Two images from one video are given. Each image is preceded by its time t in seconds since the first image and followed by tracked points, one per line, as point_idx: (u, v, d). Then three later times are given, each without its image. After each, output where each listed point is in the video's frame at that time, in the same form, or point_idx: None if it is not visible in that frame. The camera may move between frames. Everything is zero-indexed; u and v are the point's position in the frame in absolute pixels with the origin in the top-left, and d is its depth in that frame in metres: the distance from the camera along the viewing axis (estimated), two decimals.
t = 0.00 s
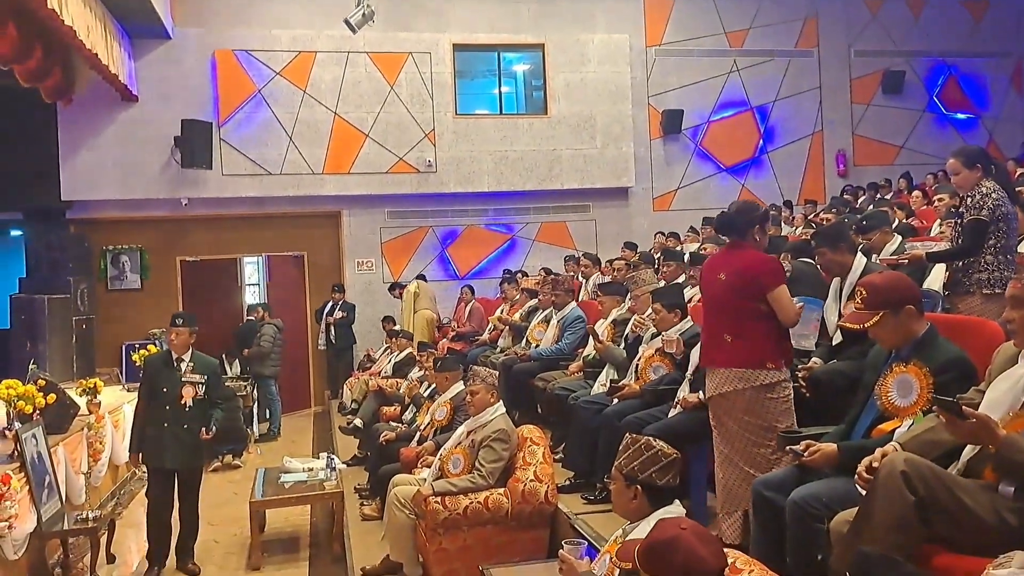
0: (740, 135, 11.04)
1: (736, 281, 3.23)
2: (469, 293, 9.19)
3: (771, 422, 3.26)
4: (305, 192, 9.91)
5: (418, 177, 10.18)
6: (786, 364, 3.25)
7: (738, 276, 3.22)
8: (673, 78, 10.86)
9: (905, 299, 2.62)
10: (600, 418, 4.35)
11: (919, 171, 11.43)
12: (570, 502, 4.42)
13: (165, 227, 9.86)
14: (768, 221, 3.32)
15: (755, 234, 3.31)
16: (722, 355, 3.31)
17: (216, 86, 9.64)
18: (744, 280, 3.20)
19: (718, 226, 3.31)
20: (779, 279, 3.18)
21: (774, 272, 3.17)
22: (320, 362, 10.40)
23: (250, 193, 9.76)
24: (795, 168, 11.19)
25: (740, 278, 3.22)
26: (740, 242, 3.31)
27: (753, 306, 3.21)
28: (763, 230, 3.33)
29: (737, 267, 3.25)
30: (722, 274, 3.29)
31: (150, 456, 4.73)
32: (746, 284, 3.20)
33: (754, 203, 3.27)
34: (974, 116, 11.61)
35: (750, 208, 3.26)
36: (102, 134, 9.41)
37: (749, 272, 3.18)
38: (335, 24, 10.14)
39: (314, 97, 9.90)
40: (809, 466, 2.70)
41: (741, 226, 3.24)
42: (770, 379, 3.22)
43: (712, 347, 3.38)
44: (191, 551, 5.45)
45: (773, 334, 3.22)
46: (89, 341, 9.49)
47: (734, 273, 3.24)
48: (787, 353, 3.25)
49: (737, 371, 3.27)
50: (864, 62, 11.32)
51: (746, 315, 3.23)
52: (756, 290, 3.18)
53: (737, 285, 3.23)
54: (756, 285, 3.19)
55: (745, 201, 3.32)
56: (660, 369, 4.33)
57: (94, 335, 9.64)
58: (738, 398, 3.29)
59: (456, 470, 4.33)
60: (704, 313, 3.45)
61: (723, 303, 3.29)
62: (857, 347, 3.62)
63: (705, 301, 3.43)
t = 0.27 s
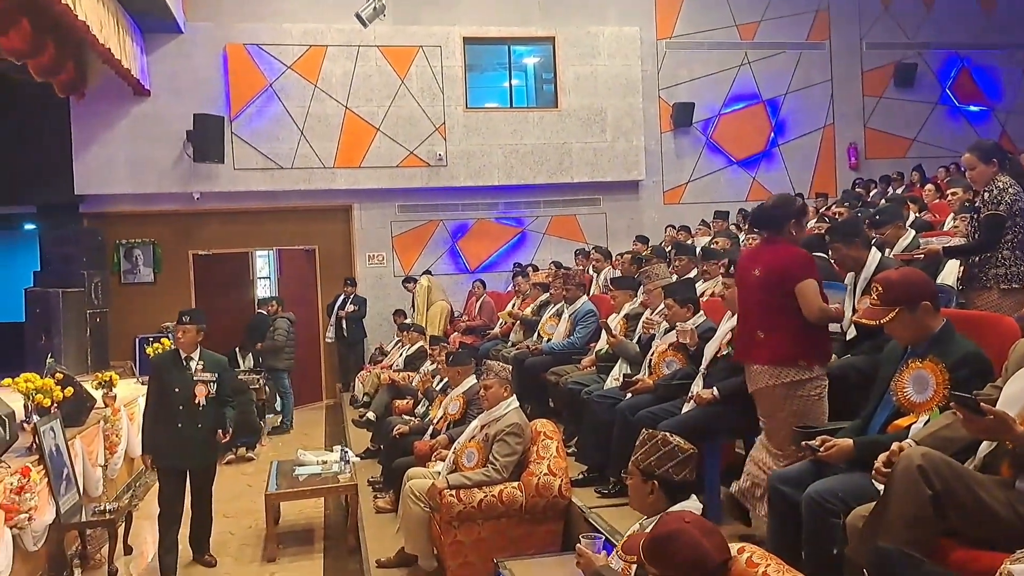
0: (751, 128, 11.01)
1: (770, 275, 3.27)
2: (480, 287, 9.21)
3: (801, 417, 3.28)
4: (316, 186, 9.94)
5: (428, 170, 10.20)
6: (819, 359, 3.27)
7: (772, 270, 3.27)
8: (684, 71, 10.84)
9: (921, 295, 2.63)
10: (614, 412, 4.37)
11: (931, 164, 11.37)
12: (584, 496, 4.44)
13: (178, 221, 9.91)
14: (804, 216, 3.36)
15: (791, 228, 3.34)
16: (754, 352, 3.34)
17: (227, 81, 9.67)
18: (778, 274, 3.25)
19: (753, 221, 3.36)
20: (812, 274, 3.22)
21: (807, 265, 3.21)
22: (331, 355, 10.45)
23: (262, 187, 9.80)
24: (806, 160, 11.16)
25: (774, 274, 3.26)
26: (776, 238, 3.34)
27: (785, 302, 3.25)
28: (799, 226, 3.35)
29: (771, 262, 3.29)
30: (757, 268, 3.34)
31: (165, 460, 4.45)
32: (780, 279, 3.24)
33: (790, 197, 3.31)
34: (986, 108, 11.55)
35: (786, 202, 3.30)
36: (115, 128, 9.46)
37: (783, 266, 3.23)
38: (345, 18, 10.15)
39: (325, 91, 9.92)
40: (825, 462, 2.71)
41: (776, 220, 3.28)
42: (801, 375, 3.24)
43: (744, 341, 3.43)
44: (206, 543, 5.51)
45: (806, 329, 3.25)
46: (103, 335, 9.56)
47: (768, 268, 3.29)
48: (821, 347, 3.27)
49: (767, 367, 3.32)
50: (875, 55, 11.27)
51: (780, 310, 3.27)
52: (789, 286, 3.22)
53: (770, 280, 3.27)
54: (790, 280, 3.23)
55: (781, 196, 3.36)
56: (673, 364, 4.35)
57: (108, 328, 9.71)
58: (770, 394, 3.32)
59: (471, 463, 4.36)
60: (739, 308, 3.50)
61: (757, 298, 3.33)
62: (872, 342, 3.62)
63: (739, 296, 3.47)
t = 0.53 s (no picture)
0: (773, 119, 10.93)
1: (814, 265, 3.29)
2: (500, 279, 9.22)
3: (843, 406, 3.29)
4: (337, 179, 9.99)
5: (448, 162, 10.21)
6: (863, 347, 3.27)
7: (816, 260, 3.28)
8: (705, 61, 10.78)
9: (952, 288, 2.61)
10: (638, 404, 4.39)
11: (955, 154, 11.25)
12: (608, 488, 4.46)
13: (200, 214, 9.99)
14: (848, 203, 3.36)
15: (835, 216, 3.35)
16: (797, 341, 3.37)
17: (248, 74, 9.73)
18: (822, 263, 3.26)
19: (796, 211, 3.38)
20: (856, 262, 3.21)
21: (852, 255, 3.21)
22: (353, 347, 10.51)
23: (283, 180, 9.85)
24: (828, 151, 11.08)
25: (818, 263, 3.27)
26: (819, 228, 3.35)
27: (828, 292, 3.25)
28: (842, 214, 3.36)
29: (815, 252, 3.30)
30: (801, 259, 3.35)
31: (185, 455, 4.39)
32: (826, 268, 3.25)
33: (833, 185, 3.32)
34: (1012, 98, 11.40)
35: (829, 191, 3.31)
36: (138, 122, 9.55)
37: (826, 255, 3.24)
38: (366, 10, 10.17)
39: (346, 84, 9.96)
40: (853, 455, 2.71)
41: (820, 209, 3.29)
42: (844, 363, 3.25)
43: (789, 331, 3.44)
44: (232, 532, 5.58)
45: (852, 318, 3.25)
46: (128, 327, 9.68)
47: (811, 258, 3.30)
48: (864, 337, 3.27)
49: (813, 357, 3.32)
50: (899, 44, 11.16)
51: (826, 300, 3.26)
52: (834, 275, 3.23)
53: (813, 270, 3.29)
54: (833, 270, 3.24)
55: (823, 185, 3.37)
56: (698, 357, 4.36)
57: (132, 320, 9.82)
58: (812, 383, 3.34)
59: (495, 455, 4.37)
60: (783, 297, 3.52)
61: (801, 288, 3.34)
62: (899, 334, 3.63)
63: (782, 286, 3.49)
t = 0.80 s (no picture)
0: (804, 99, 10.79)
1: (875, 247, 3.27)
2: (528, 262, 9.22)
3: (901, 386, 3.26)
4: (365, 162, 10.01)
5: (476, 144, 10.20)
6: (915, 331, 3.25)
7: (878, 240, 3.26)
8: (735, 41, 10.65)
9: (998, 270, 2.57)
10: (671, 387, 4.38)
11: (991, 134, 11.04)
12: (640, 469, 4.46)
13: (230, 197, 10.07)
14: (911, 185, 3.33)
15: (898, 197, 3.33)
16: (854, 321, 3.36)
17: (277, 57, 9.75)
18: (885, 244, 3.24)
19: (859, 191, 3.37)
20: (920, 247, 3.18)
21: (916, 234, 3.18)
22: (381, 330, 10.57)
23: (312, 163, 9.90)
24: (860, 132, 10.91)
25: (879, 245, 3.26)
26: (881, 210, 3.33)
27: (890, 272, 3.23)
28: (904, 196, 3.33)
29: (877, 232, 3.28)
30: (861, 239, 3.34)
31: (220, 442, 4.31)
32: (887, 250, 3.23)
33: (894, 167, 3.30)
34: None
35: (892, 173, 3.29)
36: (168, 105, 9.63)
37: (889, 236, 3.22)
38: None
39: (373, 66, 9.96)
40: (895, 438, 2.69)
41: (883, 190, 3.27)
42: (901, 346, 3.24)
43: (845, 312, 3.43)
44: (266, 511, 5.66)
45: (911, 302, 3.23)
46: (161, 308, 9.82)
47: (873, 238, 3.28)
48: (926, 317, 3.23)
49: (869, 339, 3.31)
50: (934, 21, 10.94)
51: (885, 282, 3.25)
52: (896, 258, 3.21)
53: (874, 250, 3.27)
54: (896, 250, 3.22)
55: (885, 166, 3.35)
56: (731, 340, 4.33)
57: (164, 302, 9.95)
58: (870, 363, 3.33)
59: (527, 436, 4.37)
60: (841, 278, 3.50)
61: (861, 269, 3.33)
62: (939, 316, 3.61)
63: (841, 267, 3.47)
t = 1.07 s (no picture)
0: (831, 76, 10.64)
1: (943, 211, 3.17)
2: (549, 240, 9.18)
3: (954, 352, 3.20)
4: (386, 137, 10.00)
5: (497, 121, 10.15)
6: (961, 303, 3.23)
7: (947, 204, 3.16)
8: (761, 17, 10.50)
9: None
10: (695, 366, 4.37)
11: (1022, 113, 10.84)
12: (664, 448, 4.46)
13: (252, 172, 10.09)
14: (977, 149, 3.21)
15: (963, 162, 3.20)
16: (912, 285, 3.26)
17: (298, 31, 9.72)
18: (954, 208, 3.14)
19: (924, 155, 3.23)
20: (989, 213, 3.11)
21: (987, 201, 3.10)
22: (402, 306, 10.61)
23: (333, 138, 9.90)
24: (888, 110, 10.74)
25: (947, 209, 3.16)
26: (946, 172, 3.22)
27: (957, 238, 3.14)
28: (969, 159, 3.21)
29: (945, 197, 3.17)
30: (927, 202, 3.23)
31: (250, 420, 4.35)
32: (955, 215, 3.14)
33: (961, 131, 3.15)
34: None
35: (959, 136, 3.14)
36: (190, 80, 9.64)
37: (959, 200, 3.12)
38: None
39: (395, 41, 9.92)
40: (926, 419, 2.66)
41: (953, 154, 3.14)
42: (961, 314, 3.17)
43: (901, 275, 3.34)
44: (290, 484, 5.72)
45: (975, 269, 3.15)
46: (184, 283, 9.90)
47: (941, 202, 3.17)
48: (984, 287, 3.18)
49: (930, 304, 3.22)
50: None
51: (951, 247, 3.16)
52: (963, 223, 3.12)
53: (942, 215, 3.16)
54: (967, 215, 3.13)
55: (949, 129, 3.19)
56: (758, 320, 4.35)
57: (188, 277, 10.03)
58: (926, 328, 3.23)
59: (550, 414, 4.38)
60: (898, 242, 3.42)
61: (923, 233, 3.23)
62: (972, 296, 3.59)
63: (899, 230, 3.37)
